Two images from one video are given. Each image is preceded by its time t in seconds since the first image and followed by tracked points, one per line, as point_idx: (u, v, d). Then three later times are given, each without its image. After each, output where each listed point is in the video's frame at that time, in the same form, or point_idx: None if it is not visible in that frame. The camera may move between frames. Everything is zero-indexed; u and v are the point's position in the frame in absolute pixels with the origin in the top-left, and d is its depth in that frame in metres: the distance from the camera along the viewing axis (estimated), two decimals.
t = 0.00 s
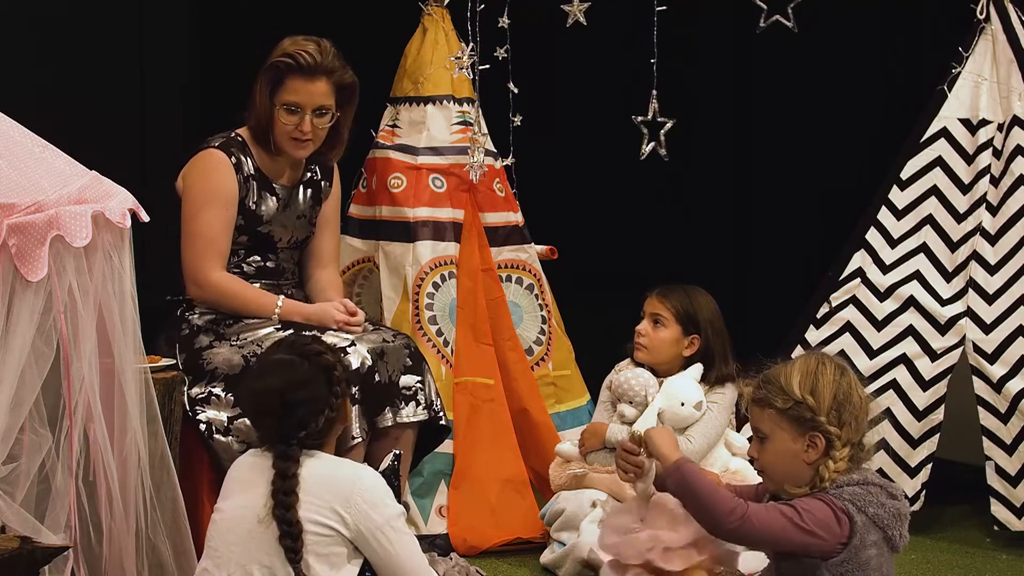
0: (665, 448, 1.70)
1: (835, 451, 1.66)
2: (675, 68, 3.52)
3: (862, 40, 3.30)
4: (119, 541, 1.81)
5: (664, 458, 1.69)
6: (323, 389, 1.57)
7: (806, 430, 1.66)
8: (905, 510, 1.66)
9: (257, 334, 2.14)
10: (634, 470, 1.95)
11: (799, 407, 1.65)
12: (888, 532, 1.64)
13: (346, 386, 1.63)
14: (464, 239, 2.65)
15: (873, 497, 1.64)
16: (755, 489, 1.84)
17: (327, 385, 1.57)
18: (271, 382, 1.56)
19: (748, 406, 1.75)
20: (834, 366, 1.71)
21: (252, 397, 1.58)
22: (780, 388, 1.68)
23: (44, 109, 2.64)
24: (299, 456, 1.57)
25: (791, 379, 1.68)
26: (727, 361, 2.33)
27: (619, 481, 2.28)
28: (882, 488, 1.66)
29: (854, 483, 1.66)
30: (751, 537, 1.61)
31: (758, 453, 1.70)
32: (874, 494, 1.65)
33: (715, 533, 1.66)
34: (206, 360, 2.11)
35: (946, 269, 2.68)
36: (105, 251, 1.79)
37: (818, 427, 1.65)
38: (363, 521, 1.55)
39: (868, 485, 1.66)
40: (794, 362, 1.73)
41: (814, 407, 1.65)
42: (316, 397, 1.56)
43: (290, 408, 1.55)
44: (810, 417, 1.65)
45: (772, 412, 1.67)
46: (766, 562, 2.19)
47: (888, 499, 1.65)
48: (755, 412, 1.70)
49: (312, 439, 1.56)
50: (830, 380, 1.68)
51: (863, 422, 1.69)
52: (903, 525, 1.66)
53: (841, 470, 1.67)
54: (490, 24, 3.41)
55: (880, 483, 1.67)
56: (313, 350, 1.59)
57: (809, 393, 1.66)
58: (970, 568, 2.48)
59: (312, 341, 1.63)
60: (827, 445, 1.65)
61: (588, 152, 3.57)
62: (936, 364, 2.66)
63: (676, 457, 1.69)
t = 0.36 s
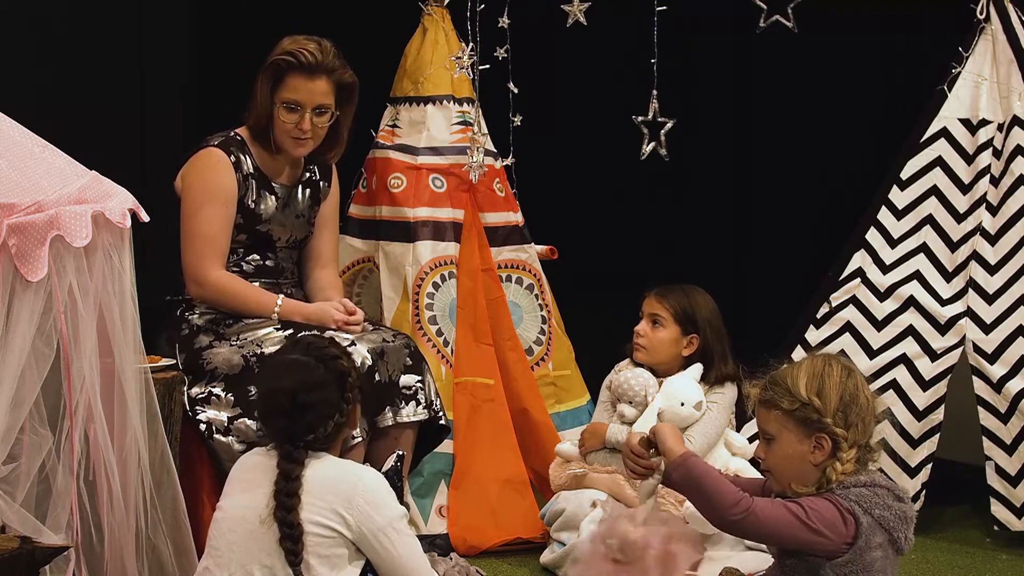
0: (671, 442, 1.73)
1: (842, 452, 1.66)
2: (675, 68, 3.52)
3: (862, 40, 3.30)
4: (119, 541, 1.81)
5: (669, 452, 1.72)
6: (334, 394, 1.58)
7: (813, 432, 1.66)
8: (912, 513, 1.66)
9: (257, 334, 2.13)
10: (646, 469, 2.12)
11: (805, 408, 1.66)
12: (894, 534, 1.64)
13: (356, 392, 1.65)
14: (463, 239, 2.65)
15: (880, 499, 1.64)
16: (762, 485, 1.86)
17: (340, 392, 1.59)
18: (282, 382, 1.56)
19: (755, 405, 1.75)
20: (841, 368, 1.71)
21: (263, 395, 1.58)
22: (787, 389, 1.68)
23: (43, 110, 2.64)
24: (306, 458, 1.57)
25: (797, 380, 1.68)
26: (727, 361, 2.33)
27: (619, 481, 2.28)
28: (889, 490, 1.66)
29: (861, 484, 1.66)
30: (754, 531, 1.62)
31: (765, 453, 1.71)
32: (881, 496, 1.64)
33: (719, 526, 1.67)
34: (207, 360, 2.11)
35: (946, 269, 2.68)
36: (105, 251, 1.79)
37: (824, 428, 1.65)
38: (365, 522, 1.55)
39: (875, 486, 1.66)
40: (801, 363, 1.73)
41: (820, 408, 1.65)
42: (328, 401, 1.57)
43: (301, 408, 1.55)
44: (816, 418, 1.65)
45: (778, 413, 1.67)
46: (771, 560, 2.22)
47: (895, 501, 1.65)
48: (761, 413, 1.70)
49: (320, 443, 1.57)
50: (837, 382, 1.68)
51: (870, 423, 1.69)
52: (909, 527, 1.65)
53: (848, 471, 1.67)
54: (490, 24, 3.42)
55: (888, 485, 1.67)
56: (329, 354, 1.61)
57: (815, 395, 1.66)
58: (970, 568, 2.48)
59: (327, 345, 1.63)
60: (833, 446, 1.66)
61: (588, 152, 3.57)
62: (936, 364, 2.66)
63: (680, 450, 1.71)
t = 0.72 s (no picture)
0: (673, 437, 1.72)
1: (845, 452, 1.66)
2: (675, 68, 3.52)
3: (862, 40, 3.30)
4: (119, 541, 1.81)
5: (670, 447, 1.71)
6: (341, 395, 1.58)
7: (815, 431, 1.66)
8: (914, 514, 1.66)
9: (257, 334, 2.13)
10: (648, 467, 1.98)
11: (809, 407, 1.66)
12: (896, 534, 1.64)
13: (361, 395, 1.65)
14: (464, 239, 2.65)
15: (882, 499, 1.64)
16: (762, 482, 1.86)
17: (345, 394, 1.59)
18: (286, 381, 1.56)
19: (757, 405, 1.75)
20: (843, 368, 1.71)
21: (268, 394, 1.58)
22: (789, 389, 1.69)
23: (43, 110, 2.64)
24: (309, 459, 1.57)
25: (800, 380, 1.69)
26: (727, 361, 2.33)
27: (619, 481, 2.28)
28: (892, 491, 1.66)
29: (864, 485, 1.66)
30: (756, 526, 1.62)
31: (767, 453, 1.71)
32: (883, 496, 1.64)
33: (720, 520, 1.66)
34: (206, 360, 2.11)
35: (946, 269, 2.68)
36: (105, 251, 1.79)
37: (827, 427, 1.65)
38: (366, 522, 1.55)
39: (878, 487, 1.66)
40: (803, 364, 1.73)
41: (823, 408, 1.65)
42: (334, 403, 1.57)
43: (306, 408, 1.55)
44: (819, 418, 1.65)
45: (781, 412, 1.67)
46: (772, 559, 2.23)
47: (898, 502, 1.65)
48: (764, 412, 1.70)
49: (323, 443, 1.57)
50: (840, 382, 1.68)
51: (873, 424, 1.69)
52: (911, 528, 1.66)
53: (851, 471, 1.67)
54: (490, 24, 3.42)
55: (890, 486, 1.67)
56: (335, 355, 1.61)
57: (818, 394, 1.66)
58: (970, 568, 2.48)
59: (335, 346, 1.64)
60: (836, 446, 1.66)
61: (588, 152, 3.57)
62: (936, 364, 2.66)
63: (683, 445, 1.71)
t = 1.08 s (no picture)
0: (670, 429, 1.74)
1: (845, 451, 1.66)
2: (674, 68, 3.52)
3: (862, 40, 3.30)
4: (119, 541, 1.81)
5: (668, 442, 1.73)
6: (343, 394, 1.58)
7: (816, 430, 1.66)
8: (914, 514, 1.66)
9: (257, 334, 2.14)
10: (646, 462, 2.08)
11: (810, 406, 1.66)
12: (895, 534, 1.64)
13: (365, 396, 1.65)
14: (464, 239, 2.65)
15: (882, 499, 1.64)
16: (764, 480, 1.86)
17: (348, 394, 1.58)
18: (292, 381, 1.56)
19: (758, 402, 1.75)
20: (846, 367, 1.71)
21: (271, 393, 1.58)
22: (791, 387, 1.69)
23: (44, 111, 2.64)
24: (310, 459, 1.57)
25: (801, 379, 1.69)
26: (727, 360, 2.33)
27: (619, 481, 2.28)
28: (892, 491, 1.66)
29: (864, 484, 1.66)
30: (756, 520, 1.61)
31: (768, 451, 1.71)
32: (883, 496, 1.64)
33: (720, 514, 1.66)
34: (206, 359, 2.11)
35: (946, 269, 2.68)
36: (105, 251, 1.79)
37: (828, 427, 1.65)
38: (366, 522, 1.55)
39: (878, 486, 1.66)
40: (806, 363, 1.73)
41: (824, 407, 1.65)
42: (336, 403, 1.56)
43: (308, 408, 1.55)
44: (820, 417, 1.65)
45: (783, 411, 1.68)
46: (772, 559, 2.23)
47: (898, 502, 1.65)
48: (765, 410, 1.71)
49: (324, 443, 1.57)
50: (841, 381, 1.68)
51: (874, 423, 1.69)
52: (910, 528, 1.66)
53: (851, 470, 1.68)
54: (490, 24, 3.42)
55: (891, 486, 1.67)
56: (339, 356, 1.61)
57: (819, 393, 1.67)
58: (970, 568, 2.48)
59: (338, 346, 1.63)
60: (837, 445, 1.66)
61: (588, 152, 3.57)
62: (936, 364, 2.66)
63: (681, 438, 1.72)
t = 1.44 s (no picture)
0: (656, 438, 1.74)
1: (848, 452, 1.66)
2: (675, 69, 3.52)
3: (862, 40, 3.30)
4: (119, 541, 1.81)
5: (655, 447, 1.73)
6: (344, 395, 1.58)
7: (820, 430, 1.66)
8: (915, 515, 1.66)
9: (258, 333, 2.14)
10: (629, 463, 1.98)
11: (814, 407, 1.66)
12: (897, 536, 1.64)
13: (365, 395, 1.65)
14: (464, 239, 2.65)
15: (884, 500, 1.64)
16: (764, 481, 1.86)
17: (349, 395, 1.58)
18: (293, 380, 1.56)
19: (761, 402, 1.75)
20: (849, 369, 1.71)
21: (271, 393, 1.58)
22: (795, 388, 1.69)
23: (44, 111, 2.64)
24: (311, 458, 1.57)
25: (806, 379, 1.69)
26: (727, 360, 2.34)
27: (620, 482, 2.27)
28: (894, 492, 1.66)
29: (867, 485, 1.66)
30: (755, 519, 1.62)
31: (771, 451, 1.71)
32: (885, 497, 1.65)
33: (720, 513, 1.67)
34: (207, 359, 2.12)
35: (946, 269, 2.68)
36: (105, 251, 1.79)
37: (832, 428, 1.65)
38: (366, 522, 1.55)
39: (880, 488, 1.66)
40: (809, 363, 1.74)
41: (828, 408, 1.66)
42: (337, 403, 1.56)
43: (308, 408, 1.55)
44: (824, 417, 1.65)
45: (786, 411, 1.67)
46: (773, 560, 2.24)
47: (900, 504, 1.65)
48: (768, 410, 1.71)
49: (324, 443, 1.57)
50: (845, 383, 1.68)
51: (877, 424, 1.70)
52: (912, 530, 1.66)
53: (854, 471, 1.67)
54: (490, 24, 3.42)
55: (893, 486, 1.67)
56: (340, 356, 1.60)
57: (823, 394, 1.67)
58: (970, 568, 2.48)
59: (340, 346, 1.63)
60: (840, 446, 1.66)
61: (588, 152, 3.57)
62: (936, 364, 2.66)
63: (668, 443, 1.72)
